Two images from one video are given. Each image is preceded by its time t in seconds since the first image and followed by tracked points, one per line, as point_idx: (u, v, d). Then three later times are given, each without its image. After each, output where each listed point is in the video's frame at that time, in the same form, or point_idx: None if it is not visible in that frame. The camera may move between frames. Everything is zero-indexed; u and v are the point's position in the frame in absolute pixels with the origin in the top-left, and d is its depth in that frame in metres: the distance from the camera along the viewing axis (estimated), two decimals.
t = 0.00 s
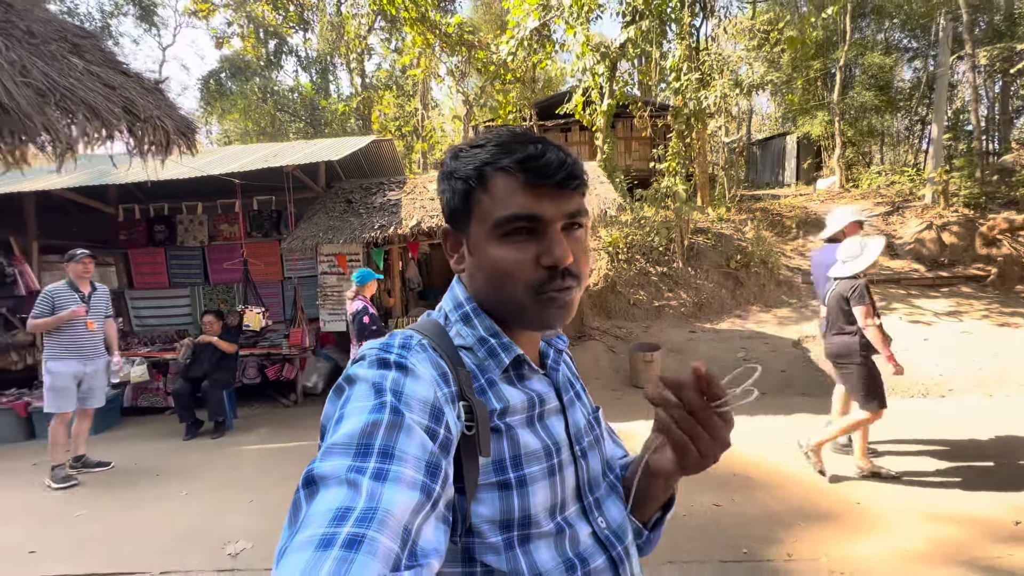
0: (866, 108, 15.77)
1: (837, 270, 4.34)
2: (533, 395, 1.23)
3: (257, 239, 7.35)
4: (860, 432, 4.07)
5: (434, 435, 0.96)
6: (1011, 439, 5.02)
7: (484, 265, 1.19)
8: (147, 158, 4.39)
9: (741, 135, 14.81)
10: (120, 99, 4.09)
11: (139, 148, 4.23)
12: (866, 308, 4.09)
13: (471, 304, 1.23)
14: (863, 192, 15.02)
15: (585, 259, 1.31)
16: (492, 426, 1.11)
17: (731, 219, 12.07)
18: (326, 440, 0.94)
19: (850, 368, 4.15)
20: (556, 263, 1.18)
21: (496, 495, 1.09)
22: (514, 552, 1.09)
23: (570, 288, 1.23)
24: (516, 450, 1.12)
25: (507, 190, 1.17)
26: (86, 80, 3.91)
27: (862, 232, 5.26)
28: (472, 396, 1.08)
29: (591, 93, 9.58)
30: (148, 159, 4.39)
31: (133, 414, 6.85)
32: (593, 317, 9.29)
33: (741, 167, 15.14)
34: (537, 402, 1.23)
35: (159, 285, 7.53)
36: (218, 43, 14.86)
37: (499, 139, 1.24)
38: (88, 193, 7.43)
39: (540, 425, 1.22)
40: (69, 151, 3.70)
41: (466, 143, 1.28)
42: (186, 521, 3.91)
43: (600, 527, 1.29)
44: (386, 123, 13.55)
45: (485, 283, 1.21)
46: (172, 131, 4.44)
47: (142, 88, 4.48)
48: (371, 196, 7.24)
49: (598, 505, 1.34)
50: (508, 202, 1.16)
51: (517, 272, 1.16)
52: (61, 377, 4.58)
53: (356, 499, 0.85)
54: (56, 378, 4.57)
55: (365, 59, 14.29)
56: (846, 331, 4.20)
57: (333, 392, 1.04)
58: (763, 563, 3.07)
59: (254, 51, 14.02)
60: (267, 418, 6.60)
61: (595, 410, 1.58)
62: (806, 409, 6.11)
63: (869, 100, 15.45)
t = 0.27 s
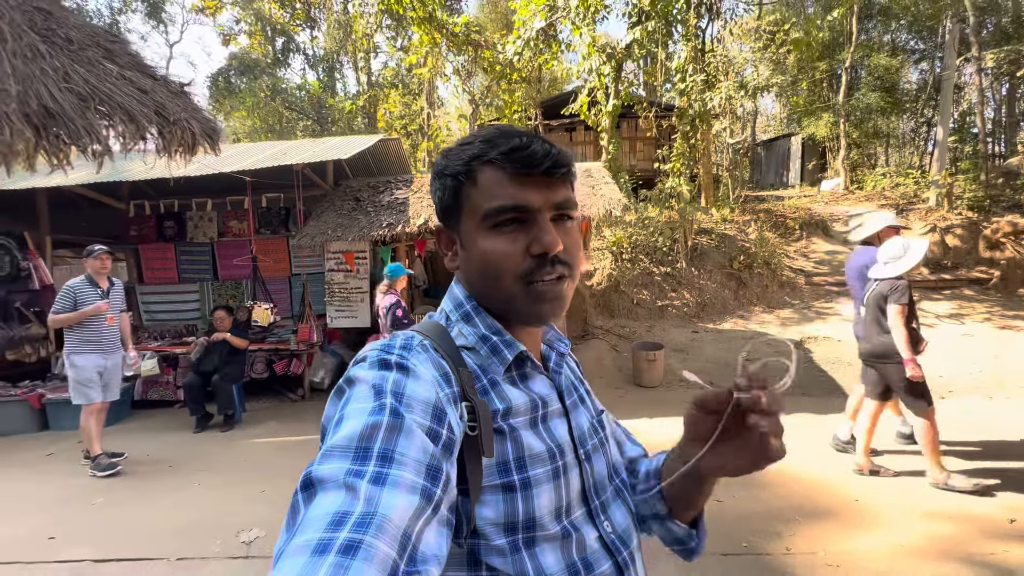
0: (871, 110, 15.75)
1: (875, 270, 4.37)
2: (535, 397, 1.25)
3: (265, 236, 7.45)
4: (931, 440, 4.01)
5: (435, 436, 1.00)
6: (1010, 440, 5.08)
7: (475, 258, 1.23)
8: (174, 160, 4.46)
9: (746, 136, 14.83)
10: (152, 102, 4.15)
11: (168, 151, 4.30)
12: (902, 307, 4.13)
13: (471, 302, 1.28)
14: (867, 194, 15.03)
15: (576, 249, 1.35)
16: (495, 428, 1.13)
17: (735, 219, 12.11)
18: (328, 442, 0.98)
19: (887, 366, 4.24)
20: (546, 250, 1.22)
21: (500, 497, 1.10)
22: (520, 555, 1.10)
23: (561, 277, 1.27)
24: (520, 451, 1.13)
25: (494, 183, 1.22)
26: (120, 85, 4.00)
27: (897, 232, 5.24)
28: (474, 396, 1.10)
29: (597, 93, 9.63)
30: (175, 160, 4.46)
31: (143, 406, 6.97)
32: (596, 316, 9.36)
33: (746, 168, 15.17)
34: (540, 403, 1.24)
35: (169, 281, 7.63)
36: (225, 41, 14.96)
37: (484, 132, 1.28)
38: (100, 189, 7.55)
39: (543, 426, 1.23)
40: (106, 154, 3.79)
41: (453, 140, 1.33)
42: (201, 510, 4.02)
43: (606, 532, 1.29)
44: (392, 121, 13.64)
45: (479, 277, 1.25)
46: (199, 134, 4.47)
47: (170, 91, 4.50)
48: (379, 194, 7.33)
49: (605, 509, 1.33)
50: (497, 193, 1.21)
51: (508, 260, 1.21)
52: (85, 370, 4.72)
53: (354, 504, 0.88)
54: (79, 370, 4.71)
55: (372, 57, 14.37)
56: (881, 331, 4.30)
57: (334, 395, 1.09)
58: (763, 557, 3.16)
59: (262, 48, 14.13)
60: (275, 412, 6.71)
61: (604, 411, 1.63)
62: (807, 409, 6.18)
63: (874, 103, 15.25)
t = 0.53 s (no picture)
0: (877, 111, 15.72)
1: (926, 274, 4.36)
2: (543, 396, 1.23)
3: (273, 233, 7.52)
4: (976, 445, 4.02)
5: (443, 438, 0.98)
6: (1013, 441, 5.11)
7: (479, 252, 1.22)
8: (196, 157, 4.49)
9: (751, 136, 14.83)
10: (177, 102, 4.19)
11: (191, 149, 4.33)
12: (957, 310, 4.11)
13: (477, 301, 1.26)
14: (872, 196, 15.02)
15: (582, 240, 1.33)
16: (504, 428, 1.11)
17: (739, 220, 12.14)
18: (334, 445, 0.97)
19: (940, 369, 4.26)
20: (553, 240, 1.21)
21: (510, 497, 1.08)
22: (531, 555, 1.08)
23: (568, 267, 1.25)
24: (528, 452, 1.12)
25: (496, 175, 1.21)
26: (145, 84, 4.03)
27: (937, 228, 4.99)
28: (482, 395, 1.08)
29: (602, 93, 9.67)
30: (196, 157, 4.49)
31: (153, 400, 7.07)
32: (600, 315, 9.39)
33: (750, 169, 15.19)
34: (548, 403, 1.22)
35: (178, 277, 7.70)
36: (232, 38, 15.04)
37: (484, 126, 1.28)
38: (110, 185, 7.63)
39: (552, 425, 1.21)
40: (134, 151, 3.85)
41: (451, 140, 1.33)
42: (213, 502, 4.10)
43: (619, 532, 1.28)
44: (397, 120, 13.72)
45: (484, 271, 1.24)
46: (219, 133, 4.48)
47: (192, 91, 4.50)
48: (386, 192, 7.40)
49: (617, 510, 1.31)
50: (500, 185, 1.20)
51: (513, 252, 1.19)
52: (107, 366, 4.82)
53: (358, 509, 0.87)
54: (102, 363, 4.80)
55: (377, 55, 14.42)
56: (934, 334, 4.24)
57: (339, 395, 1.06)
58: (766, 552, 3.21)
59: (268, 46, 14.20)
60: (282, 407, 6.79)
61: (611, 410, 1.57)
62: (809, 408, 6.22)
63: (880, 103, 15.39)
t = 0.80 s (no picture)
0: (885, 112, 15.66)
1: (983, 268, 4.24)
2: (558, 394, 1.14)
3: (281, 229, 7.58)
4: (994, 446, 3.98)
5: (456, 437, 0.89)
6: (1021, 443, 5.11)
7: (476, 248, 1.15)
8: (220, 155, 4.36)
9: (757, 137, 14.81)
10: (201, 99, 4.09)
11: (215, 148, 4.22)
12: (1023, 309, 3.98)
13: (487, 297, 1.18)
14: (878, 197, 14.97)
15: (587, 231, 1.23)
16: (517, 426, 1.02)
17: (745, 220, 12.13)
18: (342, 446, 0.89)
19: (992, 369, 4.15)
20: (548, 232, 1.12)
21: (525, 498, 0.99)
22: (548, 556, 1.00)
23: (568, 260, 1.15)
24: (543, 451, 1.04)
25: (489, 167, 1.13)
26: (169, 82, 3.95)
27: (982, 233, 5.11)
28: (495, 393, 1.00)
29: (609, 92, 9.68)
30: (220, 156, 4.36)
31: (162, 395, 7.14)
32: (606, 314, 9.41)
33: (756, 169, 15.17)
34: (562, 401, 1.13)
35: (186, 272, 7.76)
36: (239, 36, 15.11)
37: (483, 119, 1.21)
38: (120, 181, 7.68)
39: (566, 424, 1.13)
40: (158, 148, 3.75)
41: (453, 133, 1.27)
42: (224, 494, 4.15)
43: (634, 532, 1.21)
44: (404, 118, 13.78)
45: (482, 267, 1.16)
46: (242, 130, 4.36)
47: (215, 89, 4.40)
48: (394, 190, 7.44)
49: (632, 509, 1.24)
50: (493, 176, 1.12)
51: (506, 246, 1.11)
52: (122, 360, 4.89)
53: (367, 512, 0.80)
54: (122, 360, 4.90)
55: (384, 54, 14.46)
56: (985, 332, 4.17)
57: (348, 395, 0.98)
58: (774, 549, 3.23)
59: (275, 44, 14.26)
60: (290, 402, 6.85)
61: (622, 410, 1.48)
62: (816, 409, 6.22)
63: (887, 104, 15.34)
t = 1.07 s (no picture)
0: (894, 112, 15.55)
1: None
2: (565, 396, 1.13)
3: (289, 227, 7.61)
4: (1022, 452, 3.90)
5: (464, 438, 0.88)
6: None
7: (473, 252, 1.13)
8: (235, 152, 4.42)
9: (764, 137, 14.74)
10: (219, 98, 4.13)
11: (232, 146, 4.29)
12: None
13: (489, 297, 1.16)
14: (886, 198, 14.87)
15: (585, 230, 1.20)
16: (526, 428, 1.01)
17: (752, 221, 12.09)
18: (350, 445, 0.88)
19: None
20: (542, 234, 1.09)
21: (534, 499, 0.98)
22: (557, 557, 0.99)
23: (565, 261, 1.13)
24: (551, 452, 1.02)
25: (482, 172, 1.10)
26: (189, 81, 3.97)
27: None
28: (503, 393, 0.98)
29: (616, 92, 9.66)
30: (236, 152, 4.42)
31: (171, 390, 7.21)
32: (611, 314, 9.40)
33: (763, 170, 15.10)
34: (570, 402, 1.12)
35: (194, 269, 7.78)
36: (247, 34, 15.17)
37: (476, 121, 1.18)
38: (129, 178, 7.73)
39: (573, 426, 1.12)
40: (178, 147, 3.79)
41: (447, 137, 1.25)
42: (234, 489, 4.19)
43: (643, 535, 1.19)
44: (410, 117, 13.79)
45: (481, 269, 1.14)
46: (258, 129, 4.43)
47: (231, 87, 4.42)
48: (401, 188, 7.47)
49: (640, 511, 1.23)
50: (484, 181, 1.10)
51: (501, 251, 1.09)
52: (134, 357, 4.92)
53: (375, 513, 0.78)
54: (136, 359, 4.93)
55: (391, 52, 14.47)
56: None
57: (358, 394, 0.96)
58: (782, 550, 3.24)
59: (283, 43, 14.30)
60: (297, 399, 6.90)
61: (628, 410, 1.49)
62: (823, 410, 6.20)
63: (896, 104, 15.24)
